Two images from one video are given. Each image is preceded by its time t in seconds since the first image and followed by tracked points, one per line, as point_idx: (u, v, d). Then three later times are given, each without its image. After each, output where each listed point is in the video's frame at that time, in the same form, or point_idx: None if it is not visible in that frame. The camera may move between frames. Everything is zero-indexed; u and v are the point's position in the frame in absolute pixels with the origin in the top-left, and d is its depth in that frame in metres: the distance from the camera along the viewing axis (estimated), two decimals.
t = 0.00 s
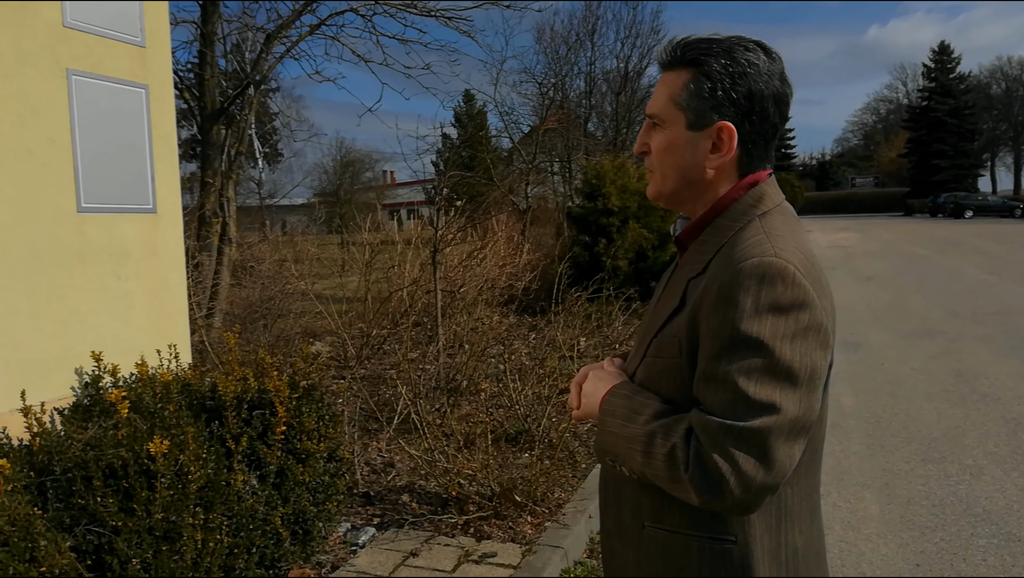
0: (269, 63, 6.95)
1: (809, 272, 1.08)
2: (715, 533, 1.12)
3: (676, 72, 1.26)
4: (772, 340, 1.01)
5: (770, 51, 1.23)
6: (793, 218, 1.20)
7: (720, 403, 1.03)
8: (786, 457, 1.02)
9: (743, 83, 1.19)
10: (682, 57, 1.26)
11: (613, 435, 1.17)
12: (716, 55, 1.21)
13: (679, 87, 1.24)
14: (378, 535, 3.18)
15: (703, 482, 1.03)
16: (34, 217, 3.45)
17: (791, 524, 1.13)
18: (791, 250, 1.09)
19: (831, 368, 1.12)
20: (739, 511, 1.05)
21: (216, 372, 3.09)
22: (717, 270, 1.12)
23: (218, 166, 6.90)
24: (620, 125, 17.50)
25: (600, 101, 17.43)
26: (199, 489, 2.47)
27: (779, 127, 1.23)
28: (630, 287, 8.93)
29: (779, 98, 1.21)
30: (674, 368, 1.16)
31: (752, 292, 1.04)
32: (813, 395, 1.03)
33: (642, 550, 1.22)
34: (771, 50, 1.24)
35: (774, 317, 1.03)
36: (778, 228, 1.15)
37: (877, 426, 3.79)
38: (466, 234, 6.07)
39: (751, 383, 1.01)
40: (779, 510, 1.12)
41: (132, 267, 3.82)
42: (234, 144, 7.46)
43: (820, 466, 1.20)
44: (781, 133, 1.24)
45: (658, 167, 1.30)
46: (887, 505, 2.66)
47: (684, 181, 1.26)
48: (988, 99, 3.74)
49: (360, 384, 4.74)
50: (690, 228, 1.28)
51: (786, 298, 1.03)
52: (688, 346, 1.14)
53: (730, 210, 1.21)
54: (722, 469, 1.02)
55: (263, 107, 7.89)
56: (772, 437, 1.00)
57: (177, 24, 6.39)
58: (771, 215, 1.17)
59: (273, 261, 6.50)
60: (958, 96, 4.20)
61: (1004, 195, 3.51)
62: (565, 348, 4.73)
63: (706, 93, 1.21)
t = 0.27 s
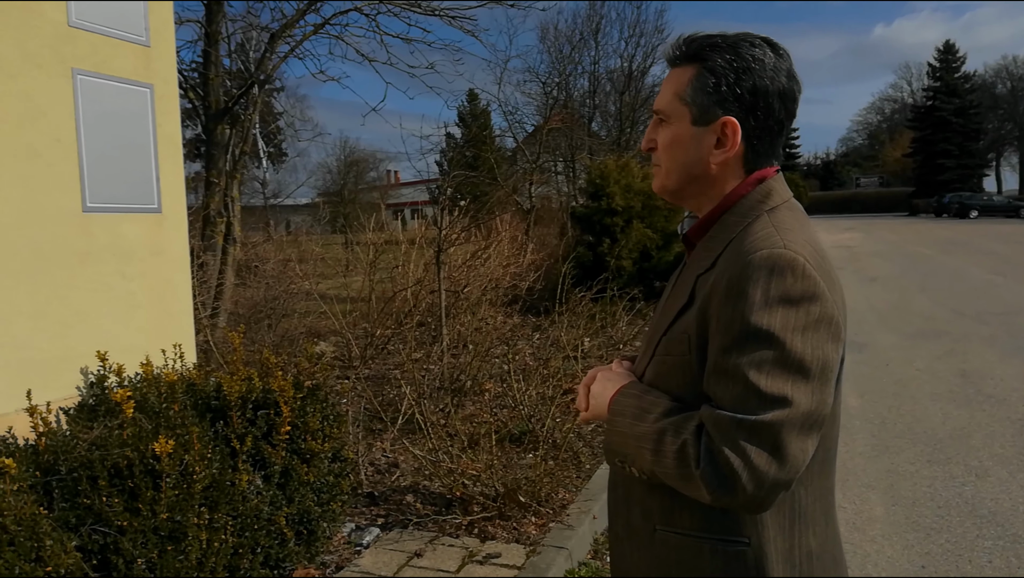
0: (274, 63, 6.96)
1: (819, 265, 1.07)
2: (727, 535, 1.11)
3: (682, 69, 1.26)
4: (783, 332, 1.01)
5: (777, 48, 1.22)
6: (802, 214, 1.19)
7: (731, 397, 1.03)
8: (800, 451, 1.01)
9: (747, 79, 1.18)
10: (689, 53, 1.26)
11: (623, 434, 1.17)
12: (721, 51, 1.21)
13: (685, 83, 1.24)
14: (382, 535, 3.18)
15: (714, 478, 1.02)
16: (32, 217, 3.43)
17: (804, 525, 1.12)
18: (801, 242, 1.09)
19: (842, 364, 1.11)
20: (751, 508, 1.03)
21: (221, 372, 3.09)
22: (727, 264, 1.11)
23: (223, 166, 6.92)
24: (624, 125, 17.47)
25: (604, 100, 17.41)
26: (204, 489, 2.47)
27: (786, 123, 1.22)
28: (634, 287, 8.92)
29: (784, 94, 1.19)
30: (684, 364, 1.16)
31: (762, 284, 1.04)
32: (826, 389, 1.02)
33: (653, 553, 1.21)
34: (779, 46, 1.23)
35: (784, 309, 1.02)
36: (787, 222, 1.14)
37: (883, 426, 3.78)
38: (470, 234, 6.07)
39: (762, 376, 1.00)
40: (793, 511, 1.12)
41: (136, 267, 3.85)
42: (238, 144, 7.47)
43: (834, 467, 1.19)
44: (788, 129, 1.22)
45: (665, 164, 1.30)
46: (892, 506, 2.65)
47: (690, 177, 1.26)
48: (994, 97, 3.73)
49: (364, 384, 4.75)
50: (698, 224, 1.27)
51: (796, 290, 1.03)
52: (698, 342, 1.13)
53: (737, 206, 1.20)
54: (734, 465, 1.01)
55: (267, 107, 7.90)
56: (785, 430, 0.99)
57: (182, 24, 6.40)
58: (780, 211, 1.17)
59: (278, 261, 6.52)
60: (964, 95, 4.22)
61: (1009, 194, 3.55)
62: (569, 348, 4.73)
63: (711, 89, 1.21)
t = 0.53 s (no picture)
0: (280, 63, 6.98)
1: (838, 260, 1.07)
2: (741, 540, 1.11)
3: (693, 66, 1.26)
4: (801, 328, 1.01)
5: (790, 42, 1.22)
6: (819, 212, 1.18)
7: (747, 394, 1.02)
8: (818, 451, 1.00)
9: (759, 73, 1.18)
10: (699, 50, 1.26)
11: (635, 435, 1.17)
12: (731, 47, 1.21)
13: (696, 80, 1.24)
14: (388, 534, 3.19)
15: (729, 478, 1.02)
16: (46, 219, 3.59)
17: (821, 532, 1.12)
18: (819, 238, 1.09)
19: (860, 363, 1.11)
20: (767, 510, 1.02)
21: (227, 371, 3.10)
22: (742, 260, 1.11)
23: (229, 165, 6.94)
24: (629, 124, 17.42)
25: (609, 100, 17.38)
26: (210, 487, 2.48)
27: (801, 118, 1.21)
28: (640, 287, 8.91)
29: (798, 89, 1.18)
30: (699, 363, 1.16)
31: (779, 279, 1.04)
32: (844, 386, 1.01)
33: (665, 558, 1.21)
34: (792, 41, 1.22)
35: (802, 304, 1.02)
36: (804, 219, 1.14)
37: (890, 426, 3.76)
38: (475, 234, 6.07)
39: (780, 372, 0.99)
40: (810, 517, 1.11)
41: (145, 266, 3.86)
42: (245, 144, 7.49)
43: (853, 473, 1.18)
44: (802, 124, 1.21)
45: (678, 163, 1.30)
46: (899, 506, 2.64)
47: (703, 176, 1.25)
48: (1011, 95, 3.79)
49: (370, 383, 4.76)
50: (714, 223, 1.27)
51: (814, 285, 1.02)
52: (713, 340, 1.13)
53: (753, 204, 1.19)
54: (750, 465, 1.00)
55: (274, 107, 7.92)
56: (802, 428, 0.99)
57: (188, 24, 6.42)
58: (797, 208, 1.16)
59: (284, 260, 6.53)
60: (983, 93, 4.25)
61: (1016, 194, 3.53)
62: (574, 348, 4.72)
63: (722, 85, 1.21)
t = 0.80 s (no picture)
0: (280, 65, 6.99)
1: (849, 260, 1.07)
2: (749, 549, 1.11)
3: (698, 68, 1.27)
4: (812, 327, 1.00)
5: (797, 42, 1.22)
6: (828, 214, 1.18)
7: (757, 396, 1.02)
8: (830, 454, 1.00)
9: (763, 73, 1.18)
10: (704, 52, 1.27)
11: (640, 442, 1.17)
12: (735, 47, 1.22)
13: (700, 82, 1.25)
14: (387, 537, 3.19)
15: (738, 481, 1.02)
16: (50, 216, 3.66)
17: (832, 542, 1.11)
18: (830, 237, 1.09)
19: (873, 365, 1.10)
20: (778, 516, 1.02)
21: (227, 373, 3.10)
22: (751, 260, 1.11)
23: (229, 168, 6.94)
24: (629, 127, 17.41)
25: (609, 103, 17.40)
26: (210, 490, 2.48)
27: (808, 119, 1.21)
28: (639, 289, 8.91)
29: (805, 90, 1.18)
30: (706, 365, 1.16)
31: (790, 277, 1.04)
32: (857, 387, 1.01)
33: (671, 568, 1.20)
34: (799, 41, 1.22)
35: (813, 303, 1.02)
36: (814, 219, 1.14)
37: (890, 429, 3.76)
38: (475, 236, 6.08)
39: (791, 373, 0.99)
40: (821, 527, 1.10)
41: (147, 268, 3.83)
42: (245, 147, 7.49)
43: (865, 484, 1.18)
44: (809, 125, 1.21)
45: (683, 165, 1.31)
46: (899, 509, 2.64)
47: (708, 177, 1.26)
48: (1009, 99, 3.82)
49: (369, 386, 4.76)
50: (720, 225, 1.27)
51: (825, 284, 1.02)
52: (722, 342, 1.13)
53: (761, 205, 1.19)
54: (761, 468, 1.00)
55: (274, 110, 7.93)
56: (814, 430, 0.98)
57: (188, 26, 6.43)
58: (806, 209, 1.16)
59: (284, 263, 6.54)
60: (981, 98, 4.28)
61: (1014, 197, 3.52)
62: (574, 350, 4.72)
63: (726, 85, 1.21)
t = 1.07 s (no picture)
0: (277, 65, 6.98)
1: (839, 258, 1.07)
2: (738, 545, 1.11)
3: (694, 67, 1.27)
4: (801, 325, 1.01)
5: (792, 44, 1.22)
6: (821, 213, 1.18)
7: (745, 392, 1.03)
8: (815, 450, 1.00)
9: (758, 73, 1.18)
10: (700, 51, 1.27)
11: (630, 438, 1.18)
12: (730, 47, 1.22)
13: (696, 81, 1.25)
14: (385, 537, 3.18)
15: (724, 477, 1.03)
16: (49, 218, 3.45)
17: (820, 539, 1.11)
18: (820, 236, 1.09)
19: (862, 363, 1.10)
20: (764, 512, 1.03)
21: (224, 373, 3.10)
22: (742, 258, 1.12)
23: (226, 167, 6.93)
24: (626, 127, 17.42)
25: (606, 103, 17.42)
26: (207, 490, 2.48)
27: (803, 118, 1.21)
28: (637, 289, 8.92)
29: (799, 90, 1.18)
30: (698, 363, 1.16)
31: (779, 275, 1.04)
32: (844, 385, 1.01)
33: (662, 564, 1.21)
34: (794, 42, 1.23)
35: (802, 301, 1.02)
36: (806, 218, 1.14)
37: (886, 428, 3.78)
38: (472, 236, 6.08)
39: (778, 370, 1.00)
40: (809, 523, 1.11)
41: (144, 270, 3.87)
42: (242, 146, 7.48)
43: (856, 479, 1.18)
44: (804, 125, 1.21)
45: (679, 164, 1.31)
46: (895, 508, 2.65)
47: (704, 176, 1.26)
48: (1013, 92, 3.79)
49: (367, 386, 4.76)
50: (715, 224, 1.27)
51: (815, 282, 1.03)
52: (712, 339, 1.13)
53: (754, 204, 1.20)
54: (746, 465, 1.01)
55: (271, 109, 7.92)
56: (799, 427, 0.99)
57: (185, 25, 6.42)
58: (798, 208, 1.16)
59: (281, 263, 6.53)
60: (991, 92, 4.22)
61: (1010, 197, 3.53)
62: (571, 350, 4.73)
63: (721, 85, 1.21)
